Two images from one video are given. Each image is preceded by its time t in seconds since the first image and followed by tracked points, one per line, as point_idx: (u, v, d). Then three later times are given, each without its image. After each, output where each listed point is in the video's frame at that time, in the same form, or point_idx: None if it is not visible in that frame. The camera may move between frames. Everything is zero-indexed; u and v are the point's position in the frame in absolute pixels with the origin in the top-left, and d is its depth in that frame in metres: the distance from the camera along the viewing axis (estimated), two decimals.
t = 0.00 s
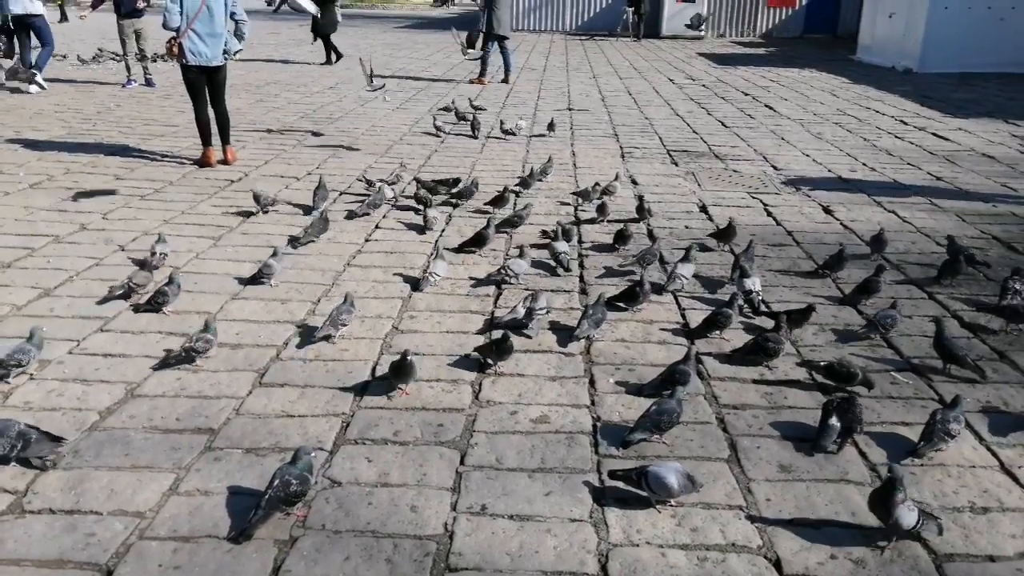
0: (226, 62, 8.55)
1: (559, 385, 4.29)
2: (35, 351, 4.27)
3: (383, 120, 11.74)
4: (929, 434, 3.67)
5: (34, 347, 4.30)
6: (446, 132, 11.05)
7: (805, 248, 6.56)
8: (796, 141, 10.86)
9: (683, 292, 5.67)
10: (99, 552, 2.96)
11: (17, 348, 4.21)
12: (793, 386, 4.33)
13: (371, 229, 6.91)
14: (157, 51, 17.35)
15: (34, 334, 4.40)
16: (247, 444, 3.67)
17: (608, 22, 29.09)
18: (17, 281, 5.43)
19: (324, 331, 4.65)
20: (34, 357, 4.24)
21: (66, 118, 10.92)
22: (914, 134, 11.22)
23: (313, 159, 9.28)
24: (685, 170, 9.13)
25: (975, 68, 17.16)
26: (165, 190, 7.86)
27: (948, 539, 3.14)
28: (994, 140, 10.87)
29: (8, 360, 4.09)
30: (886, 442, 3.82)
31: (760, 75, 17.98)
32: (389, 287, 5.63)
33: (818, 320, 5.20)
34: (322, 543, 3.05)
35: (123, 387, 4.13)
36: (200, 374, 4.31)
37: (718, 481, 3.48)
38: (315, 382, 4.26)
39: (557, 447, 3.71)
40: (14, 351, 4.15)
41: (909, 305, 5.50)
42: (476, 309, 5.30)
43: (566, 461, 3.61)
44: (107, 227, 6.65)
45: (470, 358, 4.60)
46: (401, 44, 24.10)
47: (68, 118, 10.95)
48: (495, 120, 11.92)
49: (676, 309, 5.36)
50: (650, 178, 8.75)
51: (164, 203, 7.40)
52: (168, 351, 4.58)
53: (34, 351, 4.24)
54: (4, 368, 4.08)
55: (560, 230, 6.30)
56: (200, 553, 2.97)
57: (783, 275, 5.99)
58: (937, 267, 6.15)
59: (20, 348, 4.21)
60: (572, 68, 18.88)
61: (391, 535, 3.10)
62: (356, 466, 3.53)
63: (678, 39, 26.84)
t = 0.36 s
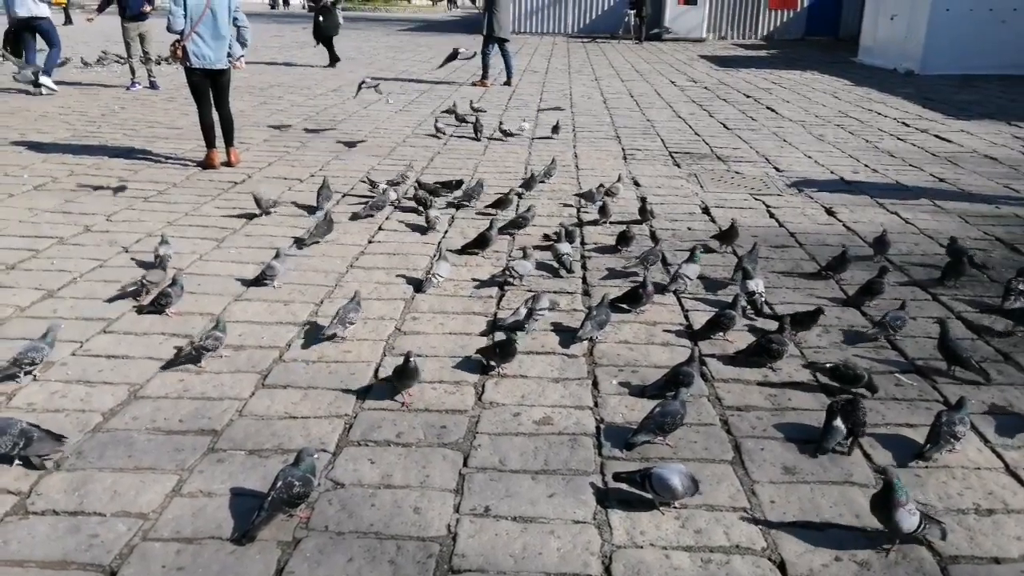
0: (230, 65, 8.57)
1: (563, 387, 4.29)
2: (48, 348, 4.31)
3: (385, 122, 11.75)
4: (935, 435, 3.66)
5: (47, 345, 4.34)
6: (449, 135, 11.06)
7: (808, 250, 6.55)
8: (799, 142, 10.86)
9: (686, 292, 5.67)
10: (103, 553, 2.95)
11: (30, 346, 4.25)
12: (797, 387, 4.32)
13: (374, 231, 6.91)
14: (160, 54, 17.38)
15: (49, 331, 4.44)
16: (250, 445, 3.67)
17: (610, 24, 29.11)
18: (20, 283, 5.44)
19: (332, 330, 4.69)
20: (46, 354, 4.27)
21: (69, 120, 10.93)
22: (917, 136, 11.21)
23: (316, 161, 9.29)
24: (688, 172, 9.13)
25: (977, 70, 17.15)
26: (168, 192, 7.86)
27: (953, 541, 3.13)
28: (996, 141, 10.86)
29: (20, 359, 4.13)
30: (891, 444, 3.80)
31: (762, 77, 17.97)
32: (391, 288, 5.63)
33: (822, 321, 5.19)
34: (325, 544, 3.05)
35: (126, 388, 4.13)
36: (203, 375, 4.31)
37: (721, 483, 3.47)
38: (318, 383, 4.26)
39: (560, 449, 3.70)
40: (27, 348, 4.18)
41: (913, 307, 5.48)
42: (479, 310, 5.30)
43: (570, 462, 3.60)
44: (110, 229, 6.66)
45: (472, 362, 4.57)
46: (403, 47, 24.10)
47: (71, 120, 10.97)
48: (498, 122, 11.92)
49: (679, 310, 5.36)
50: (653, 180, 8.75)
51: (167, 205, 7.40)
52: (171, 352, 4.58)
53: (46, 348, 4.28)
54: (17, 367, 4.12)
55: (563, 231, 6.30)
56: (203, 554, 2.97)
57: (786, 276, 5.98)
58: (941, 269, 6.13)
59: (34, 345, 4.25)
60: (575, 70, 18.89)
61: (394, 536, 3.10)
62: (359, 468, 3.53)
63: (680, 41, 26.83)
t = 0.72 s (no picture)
0: (235, 65, 8.58)
1: (567, 386, 4.28)
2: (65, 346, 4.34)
3: (390, 121, 11.75)
4: (944, 436, 3.64)
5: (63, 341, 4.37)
6: (453, 134, 11.05)
7: (814, 249, 6.53)
8: (805, 141, 10.82)
9: (692, 292, 5.65)
10: (109, 552, 2.96)
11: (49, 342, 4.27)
12: (803, 387, 4.31)
13: (378, 230, 6.91)
14: (164, 53, 17.41)
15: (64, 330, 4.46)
16: (254, 445, 3.67)
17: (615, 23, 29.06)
18: (26, 282, 5.45)
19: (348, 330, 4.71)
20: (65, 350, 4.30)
21: (74, 120, 10.96)
22: (924, 135, 11.17)
23: (321, 161, 9.29)
24: (693, 171, 9.11)
25: (984, 69, 17.08)
26: (173, 191, 7.87)
27: (960, 542, 3.12)
28: (1004, 140, 10.81)
29: (42, 355, 4.16)
30: (898, 444, 3.78)
31: (768, 76, 17.91)
32: (396, 288, 5.63)
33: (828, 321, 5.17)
34: (330, 544, 3.05)
35: (132, 388, 4.14)
36: (209, 375, 4.32)
37: (727, 483, 3.46)
38: (323, 383, 4.26)
39: (565, 449, 3.69)
40: (48, 344, 4.21)
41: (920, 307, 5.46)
42: (484, 310, 5.30)
43: (575, 462, 3.59)
44: (115, 228, 6.67)
45: (475, 365, 4.52)
46: (407, 46, 24.11)
47: (77, 120, 10.99)
48: (502, 122, 11.91)
49: (684, 310, 5.35)
50: (658, 179, 8.73)
51: (172, 205, 7.41)
52: (177, 351, 4.58)
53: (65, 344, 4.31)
54: (38, 363, 4.15)
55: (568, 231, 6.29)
56: (208, 553, 2.97)
57: (792, 276, 5.96)
58: (948, 269, 6.10)
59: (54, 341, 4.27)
60: (579, 69, 18.86)
61: (399, 536, 3.09)
62: (364, 467, 3.52)
63: (685, 40, 26.77)
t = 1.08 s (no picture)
0: (241, 64, 8.59)
1: (572, 387, 4.28)
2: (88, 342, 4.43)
3: (395, 121, 11.75)
4: (950, 439, 3.63)
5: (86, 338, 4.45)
6: (459, 134, 11.05)
7: (821, 250, 6.51)
8: (811, 141, 10.79)
9: (697, 292, 5.65)
10: (115, 550, 2.97)
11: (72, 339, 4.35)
12: (809, 388, 4.30)
13: (384, 230, 6.91)
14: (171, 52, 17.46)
15: (91, 324, 4.55)
16: (260, 443, 3.68)
17: (620, 22, 29.01)
18: (33, 281, 5.48)
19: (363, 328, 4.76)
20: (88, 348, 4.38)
21: (82, 119, 11.00)
22: (931, 135, 11.13)
23: (326, 160, 9.30)
24: (699, 171, 9.09)
25: (991, 68, 17.01)
26: (179, 190, 7.89)
27: (966, 544, 3.11)
28: (1012, 141, 10.76)
29: (66, 352, 4.26)
30: (904, 446, 3.77)
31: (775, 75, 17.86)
32: (402, 288, 5.64)
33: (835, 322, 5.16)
34: (335, 542, 3.05)
35: (138, 386, 4.15)
36: (215, 374, 4.33)
37: (732, 484, 3.45)
38: (329, 382, 4.27)
39: (570, 449, 3.69)
40: (72, 342, 4.30)
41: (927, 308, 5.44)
42: (489, 310, 5.30)
43: (579, 462, 3.59)
44: (121, 227, 6.69)
45: (482, 365, 4.51)
46: (413, 45, 24.12)
47: (84, 119, 11.03)
48: (508, 121, 11.91)
49: (689, 310, 5.34)
50: (664, 179, 8.72)
51: (178, 204, 7.43)
52: (183, 350, 4.60)
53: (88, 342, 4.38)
54: (61, 360, 4.24)
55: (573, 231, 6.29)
56: (214, 551, 2.98)
57: (798, 277, 5.95)
58: (955, 270, 6.08)
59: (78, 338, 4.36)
60: (585, 69, 18.85)
61: (403, 535, 3.10)
62: (369, 467, 3.53)
63: (691, 40, 26.71)
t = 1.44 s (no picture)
0: (248, 64, 8.61)
1: (578, 386, 4.28)
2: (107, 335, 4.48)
3: (401, 121, 11.77)
4: (958, 439, 3.62)
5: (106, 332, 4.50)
6: (465, 134, 11.06)
7: (827, 251, 6.50)
8: (818, 142, 10.78)
9: (703, 292, 5.65)
10: (122, 547, 2.98)
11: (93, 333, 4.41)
12: (815, 389, 4.29)
13: (390, 230, 6.92)
14: (178, 52, 17.52)
15: (111, 319, 4.60)
16: (267, 442, 3.68)
17: (626, 23, 29.01)
18: (41, 279, 5.50)
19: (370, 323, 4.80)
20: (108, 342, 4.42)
21: (89, 118, 11.04)
22: (938, 136, 11.10)
23: (332, 160, 9.32)
24: (704, 171, 9.08)
25: (997, 69, 16.96)
26: (185, 190, 7.91)
27: (973, 545, 3.10)
28: (1019, 142, 10.73)
29: (87, 346, 4.31)
30: (911, 446, 3.77)
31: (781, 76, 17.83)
32: (407, 287, 5.65)
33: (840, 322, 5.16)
34: (341, 541, 3.06)
35: (145, 384, 4.17)
36: (222, 372, 4.34)
37: (737, 484, 3.45)
38: (335, 381, 4.28)
39: (575, 449, 3.69)
40: (91, 335, 4.35)
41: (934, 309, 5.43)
42: (495, 309, 5.30)
43: (585, 462, 3.60)
44: (129, 226, 6.71)
45: (491, 366, 4.50)
46: (418, 46, 24.15)
47: (91, 118, 11.07)
48: (513, 122, 11.91)
49: (695, 310, 5.34)
50: (669, 180, 8.71)
51: (185, 203, 7.45)
52: (189, 348, 4.61)
53: (108, 336, 4.42)
54: (82, 353, 4.29)
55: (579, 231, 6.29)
56: (221, 549, 2.99)
57: (804, 277, 5.94)
58: (962, 271, 6.07)
59: (98, 332, 4.42)
60: (591, 69, 18.86)
61: (409, 534, 3.10)
62: (375, 465, 3.54)
63: (697, 41, 26.69)
